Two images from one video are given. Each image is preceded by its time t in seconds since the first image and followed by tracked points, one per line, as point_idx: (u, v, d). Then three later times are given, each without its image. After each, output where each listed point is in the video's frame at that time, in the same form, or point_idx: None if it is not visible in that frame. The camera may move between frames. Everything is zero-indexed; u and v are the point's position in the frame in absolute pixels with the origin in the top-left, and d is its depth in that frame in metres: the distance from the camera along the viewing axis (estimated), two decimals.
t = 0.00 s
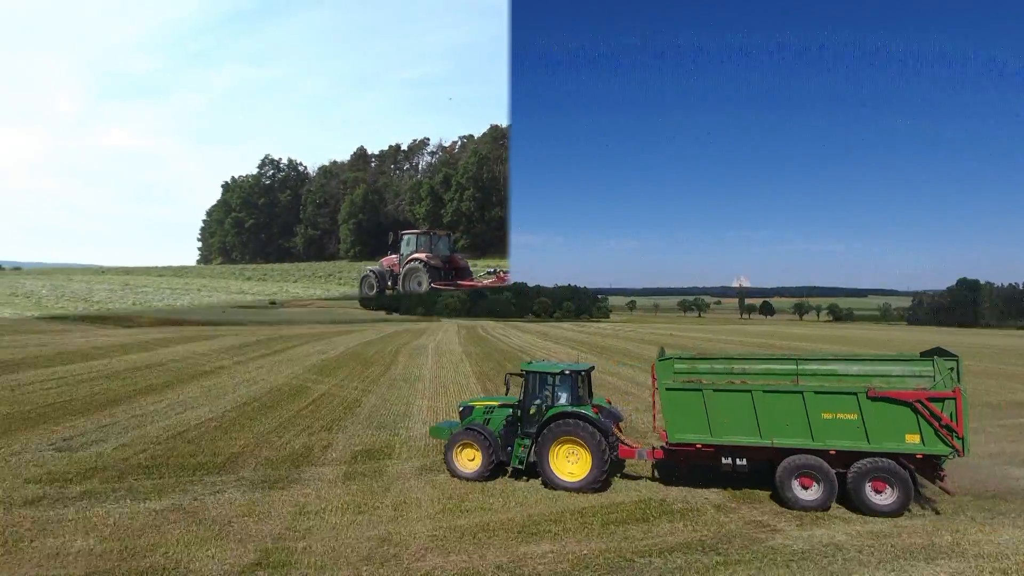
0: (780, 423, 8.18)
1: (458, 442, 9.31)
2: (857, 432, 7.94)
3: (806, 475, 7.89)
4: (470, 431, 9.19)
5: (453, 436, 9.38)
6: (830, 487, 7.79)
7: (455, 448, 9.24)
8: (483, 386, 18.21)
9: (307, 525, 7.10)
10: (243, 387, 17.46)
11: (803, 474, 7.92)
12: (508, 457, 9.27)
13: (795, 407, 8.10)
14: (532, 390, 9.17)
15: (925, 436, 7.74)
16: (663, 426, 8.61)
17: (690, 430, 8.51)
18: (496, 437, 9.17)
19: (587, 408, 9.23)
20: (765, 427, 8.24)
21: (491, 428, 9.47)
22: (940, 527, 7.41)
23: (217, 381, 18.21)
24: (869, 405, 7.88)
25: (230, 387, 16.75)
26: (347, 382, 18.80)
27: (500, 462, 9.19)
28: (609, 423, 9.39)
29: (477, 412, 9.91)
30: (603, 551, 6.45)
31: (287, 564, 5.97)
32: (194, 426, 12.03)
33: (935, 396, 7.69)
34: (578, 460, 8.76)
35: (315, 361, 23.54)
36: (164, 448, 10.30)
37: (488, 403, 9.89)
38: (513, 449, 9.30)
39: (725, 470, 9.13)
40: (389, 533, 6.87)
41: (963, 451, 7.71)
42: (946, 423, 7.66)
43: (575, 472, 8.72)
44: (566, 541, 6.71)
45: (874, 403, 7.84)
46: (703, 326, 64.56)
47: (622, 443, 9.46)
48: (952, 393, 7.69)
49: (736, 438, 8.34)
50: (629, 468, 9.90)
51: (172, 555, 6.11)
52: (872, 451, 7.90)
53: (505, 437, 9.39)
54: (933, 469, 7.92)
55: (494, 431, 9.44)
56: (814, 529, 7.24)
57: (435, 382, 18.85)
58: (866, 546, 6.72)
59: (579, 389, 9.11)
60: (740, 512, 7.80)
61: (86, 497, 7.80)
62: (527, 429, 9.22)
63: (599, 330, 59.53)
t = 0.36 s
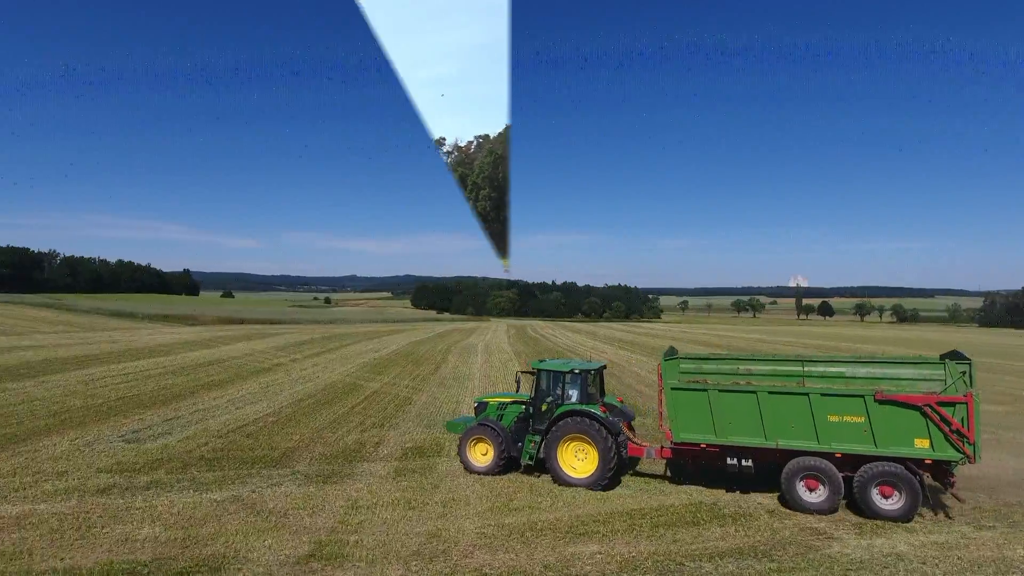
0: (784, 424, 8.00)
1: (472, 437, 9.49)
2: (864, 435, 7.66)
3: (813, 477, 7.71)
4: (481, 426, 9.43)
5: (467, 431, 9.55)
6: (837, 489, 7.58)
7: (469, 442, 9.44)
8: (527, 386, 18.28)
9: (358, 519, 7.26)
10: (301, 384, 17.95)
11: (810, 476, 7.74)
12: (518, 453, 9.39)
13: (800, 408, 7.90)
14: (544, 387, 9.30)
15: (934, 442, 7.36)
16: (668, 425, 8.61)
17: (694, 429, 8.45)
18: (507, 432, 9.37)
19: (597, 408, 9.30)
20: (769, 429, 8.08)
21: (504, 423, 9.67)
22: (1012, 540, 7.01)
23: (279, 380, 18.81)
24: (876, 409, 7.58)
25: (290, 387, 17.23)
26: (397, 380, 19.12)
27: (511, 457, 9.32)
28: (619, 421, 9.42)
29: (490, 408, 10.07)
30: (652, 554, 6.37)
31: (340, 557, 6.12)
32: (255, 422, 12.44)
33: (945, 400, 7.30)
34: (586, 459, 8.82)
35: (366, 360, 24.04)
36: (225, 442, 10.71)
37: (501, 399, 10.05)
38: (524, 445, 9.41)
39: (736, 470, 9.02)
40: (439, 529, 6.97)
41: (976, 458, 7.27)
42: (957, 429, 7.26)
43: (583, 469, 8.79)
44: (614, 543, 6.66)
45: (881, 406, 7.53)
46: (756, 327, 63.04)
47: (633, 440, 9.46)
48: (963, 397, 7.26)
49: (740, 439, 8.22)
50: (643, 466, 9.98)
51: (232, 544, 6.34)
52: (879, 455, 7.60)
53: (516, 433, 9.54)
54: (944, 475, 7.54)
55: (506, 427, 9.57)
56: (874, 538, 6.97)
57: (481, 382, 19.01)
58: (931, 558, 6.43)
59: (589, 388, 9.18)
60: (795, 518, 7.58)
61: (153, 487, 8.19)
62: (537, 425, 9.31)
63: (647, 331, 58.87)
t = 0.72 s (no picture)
0: (778, 423, 8.04)
1: (475, 432, 9.69)
2: (856, 435, 7.65)
3: (802, 476, 7.72)
4: (485, 422, 9.63)
5: (471, 427, 9.77)
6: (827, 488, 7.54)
7: (473, 437, 9.65)
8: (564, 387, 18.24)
9: (396, 516, 7.36)
10: (344, 382, 18.29)
11: (799, 475, 7.76)
12: (522, 448, 9.56)
13: (794, 407, 7.94)
14: (545, 385, 9.52)
15: (926, 443, 7.32)
16: (664, 421, 8.74)
17: (689, 426, 8.56)
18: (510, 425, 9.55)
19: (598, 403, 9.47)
20: (763, 427, 8.13)
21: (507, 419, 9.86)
22: None
23: (324, 378, 19.18)
24: (869, 409, 7.57)
25: (333, 385, 17.56)
26: (438, 379, 19.26)
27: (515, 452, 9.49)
28: (620, 417, 9.58)
29: (495, 404, 10.25)
30: (690, 558, 6.27)
31: (380, 552, 6.20)
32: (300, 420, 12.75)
33: (939, 402, 7.25)
34: (585, 453, 9.00)
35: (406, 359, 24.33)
36: (270, 438, 10.97)
37: (505, 396, 10.22)
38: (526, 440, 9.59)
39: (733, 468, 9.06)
40: (476, 528, 7.00)
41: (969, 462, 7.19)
42: (950, 431, 7.20)
43: (582, 464, 8.96)
44: (651, 545, 6.58)
45: (875, 407, 7.53)
46: (802, 328, 61.61)
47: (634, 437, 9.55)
48: (957, 400, 7.19)
49: (734, 436, 8.29)
50: (644, 462, 10.14)
51: (276, 539, 6.49)
52: (871, 455, 7.58)
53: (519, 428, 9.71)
54: (937, 478, 7.48)
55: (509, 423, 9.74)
56: (924, 547, 6.72)
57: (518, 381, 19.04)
58: (985, 570, 6.15)
59: (589, 384, 9.38)
60: (840, 525, 7.36)
61: (201, 480, 8.45)
62: (540, 421, 9.51)
63: (690, 331, 57.94)
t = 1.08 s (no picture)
0: (753, 421, 8.18)
1: (465, 427, 10.01)
2: (829, 434, 7.77)
3: (776, 474, 7.82)
4: (474, 417, 9.89)
5: (461, 421, 10.09)
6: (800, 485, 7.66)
7: (463, 432, 9.98)
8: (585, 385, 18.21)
9: (417, 514, 7.40)
10: (369, 381, 18.39)
11: (773, 473, 7.85)
12: (508, 443, 9.84)
13: (769, 406, 8.07)
14: (531, 381, 9.72)
15: (896, 443, 7.43)
16: (645, 417, 8.91)
17: (667, 422, 8.74)
18: (498, 420, 9.81)
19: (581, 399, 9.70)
20: (739, 425, 8.27)
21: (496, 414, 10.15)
22: None
23: (349, 378, 19.29)
24: (842, 408, 7.69)
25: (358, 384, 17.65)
26: (461, 378, 19.30)
27: (501, 447, 9.76)
28: (603, 413, 9.81)
29: (485, 400, 10.55)
30: (714, 561, 6.20)
31: (402, 550, 6.23)
32: (324, 418, 12.85)
33: (909, 403, 7.34)
34: (570, 448, 9.22)
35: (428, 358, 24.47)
36: (294, 436, 11.10)
37: (494, 392, 10.50)
38: (513, 435, 9.86)
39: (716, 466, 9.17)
40: (497, 527, 7.00)
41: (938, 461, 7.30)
42: (919, 431, 7.30)
43: (567, 459, 9.19)
44: (674, 547, 6.52)
45: (847, 406, 7.64)
46: (830, 328, 60.53)
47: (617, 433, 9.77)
48: (928, 400, 7.28)
49: (711, 433, 8.45)
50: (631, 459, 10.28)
51: (300, 535, 6.57)
52: (843, 453, 7.70)
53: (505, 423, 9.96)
54: (907, 477, 7.57)
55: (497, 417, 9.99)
56: (955, 553, 6.56)
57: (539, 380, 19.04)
58: None
59: (573, 381, 9.60)
60: (869, 529, 7.22)
61: (227, 477, 8.57)
62: (525, 416, 9.76)
63: (715, 332, 57.39)
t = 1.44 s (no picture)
0: (737, 418, 8.29)
1: (462, 423, 10.20)
2: (810, 433, 7.87)
3: (759, 472, 7.94)
4: (472, 412, 10.17)
5: (458, 417, 10.29)
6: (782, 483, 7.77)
7: (460, 427, 10.18)
8: (613, 384, 18.10)
9: (446, 513, 7.43)
10: (398, 380, 18.52)
11: (756, 471, 7.98)
12: (504, 437, 10.06)
13: (753, 405, 8.17)
14: (527, 378, 9.97)
15: (876, 442, 7.50)
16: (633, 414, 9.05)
17: (655, 419, 8.86)
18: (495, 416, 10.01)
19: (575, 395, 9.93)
20: (724, 422, 8.39)
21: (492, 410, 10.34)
22: None
23: (378, 377, 19.46)
24: (823, 407, 7.77)
25: (387, 383, 17.78)
26: (488, 377, 19.35)
27: (498, 441, 9.97)
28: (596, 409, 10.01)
29: (482, 397, 10.74)
30: (747, 564, 6.12)
31: (431, 548, 6.26)
32: (353, 416, 12.97)
33: (888, 402, 7.39)
34: (564, 443, 9.44)
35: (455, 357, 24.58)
36: (325, 434, 11.23)
37: (491, 389, 10.70)
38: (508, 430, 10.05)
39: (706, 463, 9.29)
40: (527, 527, 7.00)
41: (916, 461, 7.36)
42: (898, 431, 7.35)
43: (560, 453, 9.42)
44: (705, 549, 6.46)
45: (827, 405, 7.72)
46: (863, 329, 59.29)
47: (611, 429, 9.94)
48: (906, 400, 7.32)
49: (697, 431, 8.58)
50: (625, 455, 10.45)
51: (332, 532, 6.64)
52: (823, 452, 7.80)
53: (501, 418, 10.22)
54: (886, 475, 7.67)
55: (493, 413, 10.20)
56: (999, 560, 6.38)
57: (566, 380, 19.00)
58: None
59: (567, 377, 9.85)
60: (907, 534, 7.06)
61: (259, 473, 8.72)
62: (521, 412, 9.99)
63: (744, 332, 56.64)
